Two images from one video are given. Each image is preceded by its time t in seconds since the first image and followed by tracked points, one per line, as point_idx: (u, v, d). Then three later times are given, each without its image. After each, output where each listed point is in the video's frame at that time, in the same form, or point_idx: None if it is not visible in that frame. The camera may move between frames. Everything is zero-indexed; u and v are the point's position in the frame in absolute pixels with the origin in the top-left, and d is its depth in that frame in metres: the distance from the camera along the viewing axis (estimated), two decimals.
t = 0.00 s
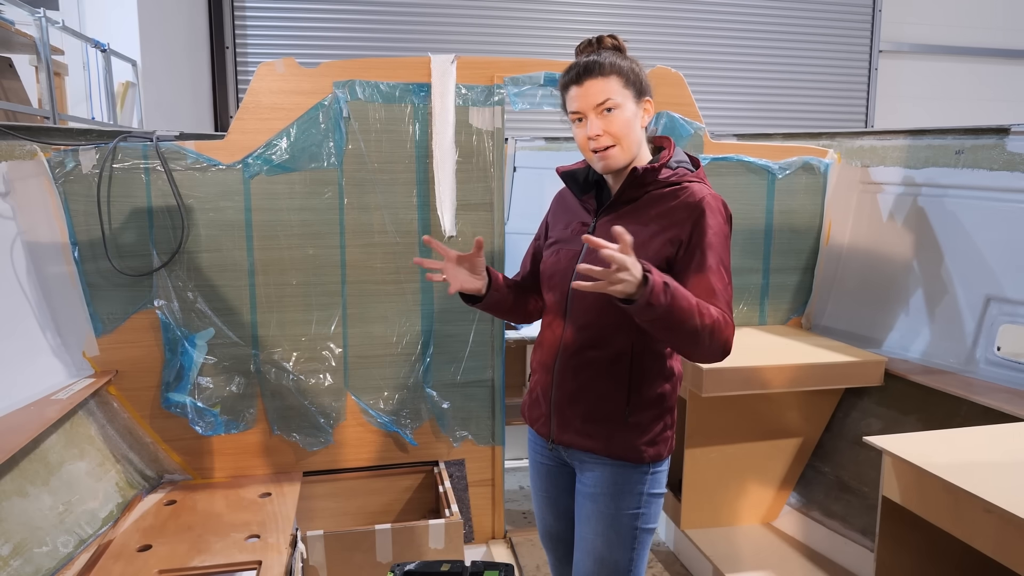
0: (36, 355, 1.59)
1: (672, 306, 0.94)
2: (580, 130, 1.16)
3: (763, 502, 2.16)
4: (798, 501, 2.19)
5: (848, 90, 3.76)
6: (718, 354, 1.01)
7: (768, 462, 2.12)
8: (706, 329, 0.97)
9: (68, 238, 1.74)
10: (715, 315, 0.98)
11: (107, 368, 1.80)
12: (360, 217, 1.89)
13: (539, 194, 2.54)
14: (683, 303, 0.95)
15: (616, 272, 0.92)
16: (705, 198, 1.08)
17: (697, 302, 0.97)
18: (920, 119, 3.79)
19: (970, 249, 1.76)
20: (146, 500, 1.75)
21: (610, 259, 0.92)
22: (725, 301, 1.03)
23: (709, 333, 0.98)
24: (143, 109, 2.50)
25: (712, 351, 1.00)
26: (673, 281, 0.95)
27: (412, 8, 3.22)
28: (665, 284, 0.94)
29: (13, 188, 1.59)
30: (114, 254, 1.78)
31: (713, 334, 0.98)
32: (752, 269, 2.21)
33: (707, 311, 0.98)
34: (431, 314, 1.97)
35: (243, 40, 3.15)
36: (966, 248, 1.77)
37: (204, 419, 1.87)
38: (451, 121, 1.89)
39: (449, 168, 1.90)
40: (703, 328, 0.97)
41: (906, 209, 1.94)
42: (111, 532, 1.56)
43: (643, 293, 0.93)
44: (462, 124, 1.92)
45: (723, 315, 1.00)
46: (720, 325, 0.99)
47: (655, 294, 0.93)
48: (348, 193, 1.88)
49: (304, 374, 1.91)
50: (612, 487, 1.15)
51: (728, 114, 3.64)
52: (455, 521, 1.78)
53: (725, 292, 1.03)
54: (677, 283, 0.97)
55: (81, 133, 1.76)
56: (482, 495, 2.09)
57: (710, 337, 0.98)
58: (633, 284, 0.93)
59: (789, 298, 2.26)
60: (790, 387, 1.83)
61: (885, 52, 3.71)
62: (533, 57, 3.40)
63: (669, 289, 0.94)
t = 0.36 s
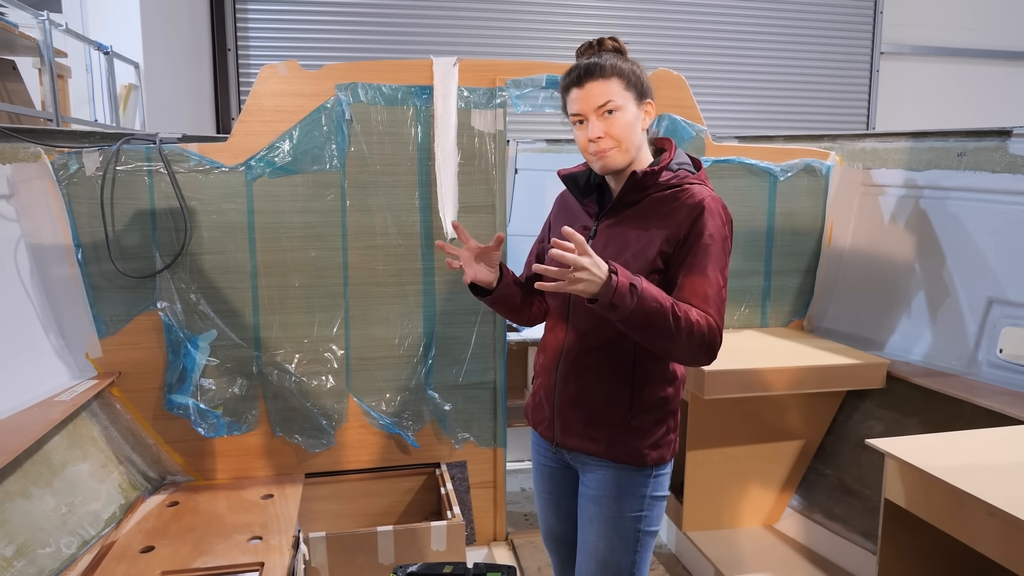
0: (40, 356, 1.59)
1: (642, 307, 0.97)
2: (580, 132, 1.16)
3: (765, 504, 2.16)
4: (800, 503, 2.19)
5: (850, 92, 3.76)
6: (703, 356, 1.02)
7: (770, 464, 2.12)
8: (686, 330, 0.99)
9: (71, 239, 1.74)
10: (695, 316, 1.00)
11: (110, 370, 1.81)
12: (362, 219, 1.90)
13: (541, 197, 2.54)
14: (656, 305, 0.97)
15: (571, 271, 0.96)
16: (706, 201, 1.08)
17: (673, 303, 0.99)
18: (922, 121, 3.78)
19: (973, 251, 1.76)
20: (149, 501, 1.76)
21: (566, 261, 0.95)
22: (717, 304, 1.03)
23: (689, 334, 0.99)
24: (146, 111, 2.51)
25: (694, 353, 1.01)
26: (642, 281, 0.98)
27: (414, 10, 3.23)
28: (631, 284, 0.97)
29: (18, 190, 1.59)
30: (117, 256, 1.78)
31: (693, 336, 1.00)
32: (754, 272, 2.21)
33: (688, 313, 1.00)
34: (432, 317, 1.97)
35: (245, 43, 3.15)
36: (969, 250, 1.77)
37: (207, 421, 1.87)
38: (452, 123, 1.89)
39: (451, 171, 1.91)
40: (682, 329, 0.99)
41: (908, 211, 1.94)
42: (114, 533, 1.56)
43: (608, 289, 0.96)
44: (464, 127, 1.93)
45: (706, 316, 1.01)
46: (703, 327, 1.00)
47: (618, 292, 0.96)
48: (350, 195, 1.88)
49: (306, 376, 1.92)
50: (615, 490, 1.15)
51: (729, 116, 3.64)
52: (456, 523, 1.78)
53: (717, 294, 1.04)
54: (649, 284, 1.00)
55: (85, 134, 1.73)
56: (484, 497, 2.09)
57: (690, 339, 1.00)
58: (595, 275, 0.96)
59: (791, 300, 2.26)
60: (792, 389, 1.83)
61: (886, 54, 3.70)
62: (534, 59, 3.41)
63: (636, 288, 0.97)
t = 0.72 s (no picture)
0: (44, 356, 1.59)
1: (621, 321, 1.01)
2: (582, 132, 1.16)
3: (767, 507, 2.16)
4: (802, 506, 2.19)
5: (853, 95, 3.75)
6: (701, 362, 1.02)
7: (772, 466, 2.12)
8: (676, 339, 1.00)
9: (75, 239, 1.75)
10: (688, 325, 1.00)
11: (113, 369, 1.81)
12: (366, 220, 1.90)
13: (544, 198, 2.54)
14: (636, 318, 1.01)
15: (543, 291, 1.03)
16: (709, 202, 1.07)
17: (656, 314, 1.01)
18: (925, 124, 3.78)
19: (977, 255, 1.76)
20: (152, 501, 1.76)
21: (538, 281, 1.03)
22: (722, 308, 1.03)
23: (680, 343, 1.00)
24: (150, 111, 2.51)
25: (692, 360, 1.02)
26: (619, 296, 1.01)
27: (417, 12, 3.23)
28: (607, 299, 1.01)
29: (23, 190, 1.59)
30: (121, 256, 1.78)
31: (687, 344, 1.00)
32: (757, 274, 2.21)
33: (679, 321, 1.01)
34: (436, 318, 1.97)
35: (249, 43, 3.16)
36: (973, 254, 1.77)
37: (210, 420, 1.88)
38: (456, 124, 1.89)
39: (455, 172, 1.91)
40: (671, 338, 1.00)
41: (912, 214, 1.94)
42: (117, 533, 1.57)
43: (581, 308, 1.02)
44: (468, 128, 1.93)
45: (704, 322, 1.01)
46: (701, 333, 1.00)
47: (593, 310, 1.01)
48: (354, 196, 1.89)
49: (310, 377, 1.92)
50: (616, 493, 1.15)
51: (732, 118, 3.64)
52: (459, 525, 1.78)
53: (722, 298, 1.03)
54: (632, 296, 1.03)
55: (90, 134, 1.71)
56: (486, 498, 2.09)
57: (684, 346, 1.00)
58: (566, 295, 1.02)
59: (794, 303, 2.26)
60: (794, 392, 1.83)
61: (890, 57, 3.70)
62: (537, 60, 3.41)
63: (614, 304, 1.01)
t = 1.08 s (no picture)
0: (51, 354, 1.60)
1: (609, 329, 1.04)
2: (588, 120, 1.16)
3: (771, 509, 2.16)
4: (806, 508, 2.19)
5: (859, 97, 3.74)
6: (700, 364, 1.03)
7: (776, 468, 2.12)
8: (669, 344, 1.02)
9: (82, 238, 1.75)
10: (681, 329, 1.02)
11: (119, 368, 1.81)
12: (371, 220, 1.90)
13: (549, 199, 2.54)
14: (624, 326, 1.03)
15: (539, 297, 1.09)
16: (711, 202, 1.08)
17: (645, 322, 1.03)
18: (931, 126, 3.77)
19: (984, 257, 1.75)
20: (157, 499, 1.76)
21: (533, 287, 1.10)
22: (723, 308, 1.04)
23: (674, 347, 1.02)
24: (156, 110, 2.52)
25: (688, 363, 1.03)
26: (605, 305, 1.04)
27: (422, 12, 3.23)
28: (594, 308, 1.04)
29: (29, 189, 1.60)
30: (127, 254, 1.79)
31: (680, 348, 1.02)
32: (763, 275, 2.21)
33: (672, 325, 1.02)
34: (440, 318, 1.97)
35: (255, 43, 3.16)
36: (980, 256, 1.76)
37: (215, 419, 1.88)
38: (462, 125, 1.90)
39: (460, 172, 1.91)
40: (662, 343, 1.02)
41: (918, 216, 1.93)
42: (122, 531, 1.57)
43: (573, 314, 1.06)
44: (474, 128, 1.93)
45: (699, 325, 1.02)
46: (696, 336, 1.01)
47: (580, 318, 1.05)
48: (360, 196, 1.89)
49: (314, 376, 1.92)
50: (620, 495, 1.15)
51: (737, 120, 3.63)
52: (462, 525, 1.78)
53: (724, 299, 1.04)
54: (621, 304, 1.05)
55: (96, 134, 1.75)
56: (490, 498, 2.09)
57: (678, 350, 1.02)
58: (562, 303, 1.07)
59: (799, 304, 2.26)
60: (800, 394, 1.83)
61: (896, 59, 3.69)
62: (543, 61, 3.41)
63: (599, 313, 1.04)
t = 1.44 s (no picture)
0: (51, 352, 1.59)
1: (605, 334, 1.06)
2: (592, 125, 1.15)
3: (771, 508, 2.16)
4: (807, 507, 2.19)
5: (860, 96, 3.74)
6: (699, 366, 1.04)
7: (776, 468, 2.12)
8: (666, 347, 1.03)
9: (83, 236, 1.75)
10: (678, 332, 1.03)
11: (119, 367, 1.81)
12: (373, 218, 1.90)
13: (550, 198, 2.54)
14: (620, 331, 1.05)
15: (539, 304, 1.12)
16: (711, 203, 1.07)
17: (642, 326, 1.04)
18: (932, 126, 3.77)
19: (985, 257, 1.75)
20: (158, 498, 1.76)
21: (533, 297, 1.13)
22: (722, 311, 1.04)
23: (671, 350, 1.03)
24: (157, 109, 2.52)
25: (686, 366, 1.04)
26: (601, 312, 1.06)
27: (423, 11, 3.23)
28: (590, 315, 1.06)
29: (30, 187, 1.60)
30: (128, 253, 1.79)
31: (677, 352, 1.03)
32: (764, 275, 2.21)
33: (669, 329, 1.03)
34: (442, 317, 1.97)
35: (256, 42, 3.16)
36: (981, 256, 1.76)
37: (216, 418, 1.88)
38: (463, 124, 1.90)
39: (461, 171, 1.91)
40: (660, 347, 1.03)
41: (919, 216, 1.93)
42: (123, 529, 1.57)
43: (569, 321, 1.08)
44: (475, 127, 1.93)
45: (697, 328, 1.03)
46: (694, 340, 1.02)
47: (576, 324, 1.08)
48: (361, 194, 1.89)
49: (315, 375, 1.92)
50: (618, 495, 1.15)
51: (739, 119, 3.63)
52: (463, 523, 1.78)
53: (723, 301, 1.04)
54: (617, 309, 1.06)
55: (97, 132, 1.75)
56: (491, 497, 2.09)
57: (676, 354, 1.03)
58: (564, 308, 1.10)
59: (801, 303, 2.26)
60: (801, 393, 1.82)
61: (897, 58, 3.69)
62: (544, 61, 3.41)
63: (595, 320, 1.06)
